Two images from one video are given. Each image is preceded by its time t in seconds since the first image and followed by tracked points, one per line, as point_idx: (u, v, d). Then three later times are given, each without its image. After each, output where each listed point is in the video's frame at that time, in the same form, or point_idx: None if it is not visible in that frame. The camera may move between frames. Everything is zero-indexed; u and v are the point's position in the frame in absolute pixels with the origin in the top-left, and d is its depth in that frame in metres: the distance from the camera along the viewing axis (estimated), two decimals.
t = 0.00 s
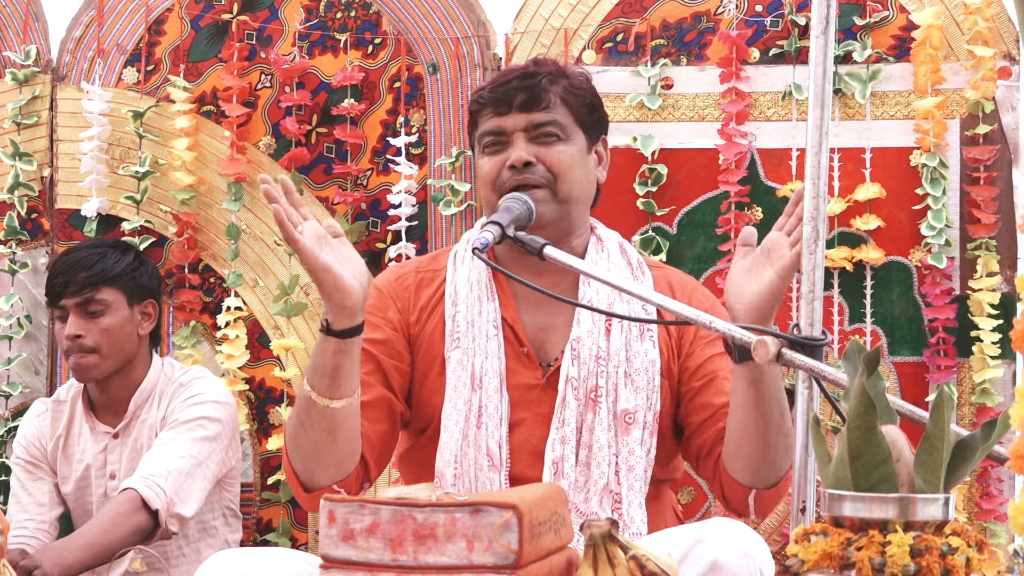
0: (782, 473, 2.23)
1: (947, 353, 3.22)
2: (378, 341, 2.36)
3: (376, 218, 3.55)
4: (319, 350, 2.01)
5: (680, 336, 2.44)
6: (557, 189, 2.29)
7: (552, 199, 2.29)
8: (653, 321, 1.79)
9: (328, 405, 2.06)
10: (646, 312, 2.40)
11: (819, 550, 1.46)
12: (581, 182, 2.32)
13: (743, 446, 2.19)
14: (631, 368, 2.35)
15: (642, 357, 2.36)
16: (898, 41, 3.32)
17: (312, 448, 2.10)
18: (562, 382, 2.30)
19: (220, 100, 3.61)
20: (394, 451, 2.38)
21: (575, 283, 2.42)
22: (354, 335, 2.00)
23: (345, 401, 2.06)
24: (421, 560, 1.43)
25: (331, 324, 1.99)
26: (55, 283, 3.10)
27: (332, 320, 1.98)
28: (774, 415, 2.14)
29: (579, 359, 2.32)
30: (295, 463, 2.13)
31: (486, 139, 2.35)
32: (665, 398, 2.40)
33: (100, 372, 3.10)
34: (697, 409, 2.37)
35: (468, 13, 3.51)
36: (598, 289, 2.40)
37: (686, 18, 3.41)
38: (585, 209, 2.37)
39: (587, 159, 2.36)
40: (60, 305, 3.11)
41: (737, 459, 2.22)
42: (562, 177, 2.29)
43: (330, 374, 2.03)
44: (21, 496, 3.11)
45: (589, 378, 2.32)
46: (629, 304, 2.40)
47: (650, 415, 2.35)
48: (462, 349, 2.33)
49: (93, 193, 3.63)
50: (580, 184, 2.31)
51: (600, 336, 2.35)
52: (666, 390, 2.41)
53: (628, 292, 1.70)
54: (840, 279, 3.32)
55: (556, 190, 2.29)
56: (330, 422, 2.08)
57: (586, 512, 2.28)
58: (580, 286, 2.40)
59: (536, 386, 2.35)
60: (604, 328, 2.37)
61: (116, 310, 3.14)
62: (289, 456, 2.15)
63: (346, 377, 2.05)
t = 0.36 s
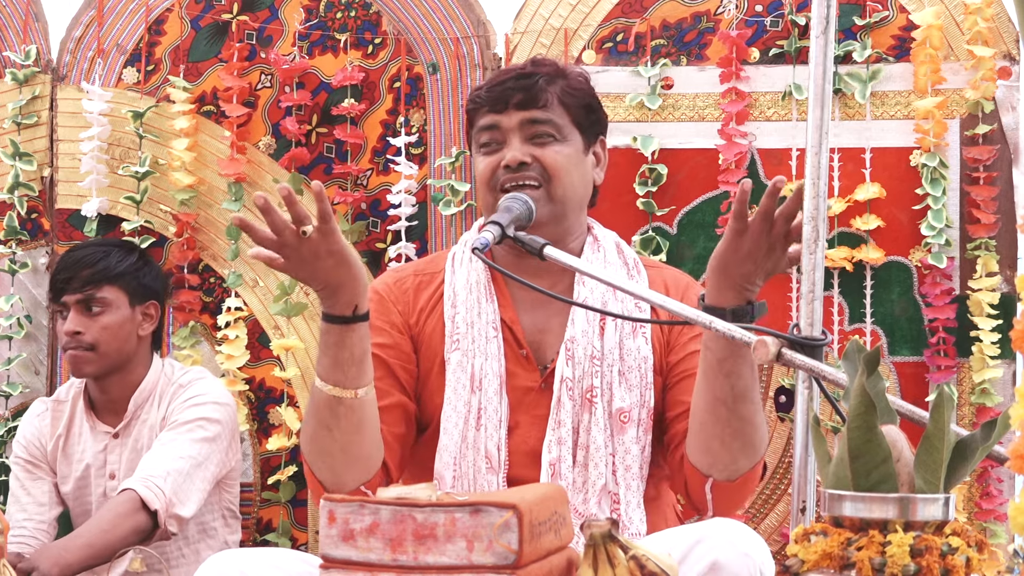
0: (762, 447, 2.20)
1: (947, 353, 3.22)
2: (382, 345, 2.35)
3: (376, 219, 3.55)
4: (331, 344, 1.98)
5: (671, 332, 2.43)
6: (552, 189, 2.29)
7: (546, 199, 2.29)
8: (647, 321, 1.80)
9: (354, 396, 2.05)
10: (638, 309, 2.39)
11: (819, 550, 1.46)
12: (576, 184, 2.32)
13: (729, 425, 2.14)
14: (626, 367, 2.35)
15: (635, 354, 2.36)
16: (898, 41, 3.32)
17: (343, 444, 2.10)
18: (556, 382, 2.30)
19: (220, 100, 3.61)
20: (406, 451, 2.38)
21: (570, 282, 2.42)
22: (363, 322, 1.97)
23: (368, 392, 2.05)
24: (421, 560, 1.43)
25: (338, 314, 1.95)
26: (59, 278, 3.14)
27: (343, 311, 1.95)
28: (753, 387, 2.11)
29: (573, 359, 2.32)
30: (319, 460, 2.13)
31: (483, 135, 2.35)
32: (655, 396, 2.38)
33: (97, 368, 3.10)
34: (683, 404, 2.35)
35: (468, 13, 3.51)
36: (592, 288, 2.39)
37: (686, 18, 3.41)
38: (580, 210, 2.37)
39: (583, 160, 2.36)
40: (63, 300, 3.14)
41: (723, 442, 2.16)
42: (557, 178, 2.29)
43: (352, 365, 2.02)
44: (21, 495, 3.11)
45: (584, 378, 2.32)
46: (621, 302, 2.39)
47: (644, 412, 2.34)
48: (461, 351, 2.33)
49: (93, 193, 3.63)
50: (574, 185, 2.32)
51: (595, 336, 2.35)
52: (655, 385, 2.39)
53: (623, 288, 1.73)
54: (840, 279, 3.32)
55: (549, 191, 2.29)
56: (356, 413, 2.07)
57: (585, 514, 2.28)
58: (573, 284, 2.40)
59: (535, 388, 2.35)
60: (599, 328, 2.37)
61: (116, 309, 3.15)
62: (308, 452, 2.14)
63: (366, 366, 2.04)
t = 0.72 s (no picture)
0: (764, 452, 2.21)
1: (947, 353, 3.22)
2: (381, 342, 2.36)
3: (376, 219, 3.55)
4: (330, 347, 1.98)
5: (672, 333, 2.43)
6: (546, 192, 2.29)
7: (540, 202, 2.29)
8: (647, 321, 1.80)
9: (350, 399, 2.06)
10: (640, 310, 2.38)
11: (819, 550, 1.46)
12: (573, 187, 2.32)
13: (730, 431, 2.14)
14: (625, 368, 2.35)
15: (635, 355, 2.36)
16: (898, 41, 3.32)
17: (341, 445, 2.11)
18: (556, 384, 2.30)
19: (220, 100, 3.61)
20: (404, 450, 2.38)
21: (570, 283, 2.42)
22: (360, 326, 1.97)
23: (365, 394, 2.06)
24: (421, 560, 1.43)
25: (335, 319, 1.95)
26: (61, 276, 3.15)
27: (338, 314, 1.95)
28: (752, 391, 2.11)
29: (573, 360, 2.32)
30: (318, 463, 2.13)
31: (481, 136, 2.36)
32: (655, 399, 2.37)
33: (95, 365, 3.10)
34: (684, 407, 2.35)
35: (468, 13, 3.51)
36: (592, 289, 2.39)
37: (686, 18, 3.41)
38: (578, 212, 2.37)
39: (581, 163, 2.35)
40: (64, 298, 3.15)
41: (724, 448, 2.16)
42: (551, 183, 2.29)
43: (350, 368, 2.02)
44: (21, 495, 3.10)
45: (584, 380, 2.32)
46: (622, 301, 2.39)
47: (644, 414, 2.35)
48: (460, 351, 2.33)
49: (93, 193, 3.63)
50: (570, 189, 2.31)
51: (595, 337, 2.35)
52: (655, 387, 2.39)
53: (623, 288, 1.72)
54: (840, 279, 3.32)
55: (543, 195, 2.29)
56: (354, 415, 2.07)
57: (586, 516, 2.28)
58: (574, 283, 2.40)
59: (534, 388, 2.34)
60: (599, 329, 2.36)
61: (116, 308, 3.15)
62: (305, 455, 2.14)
63: (363, 368, 2.04)
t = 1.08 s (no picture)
0: (743, 468, 2.19)
1: (947, 353, 3.22)
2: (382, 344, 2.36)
3: (376, 218, 3.55)
4: (347, 369, 1.98)
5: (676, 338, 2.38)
6: (561, 191, 2.29)
7: (553, 201, 2.29)
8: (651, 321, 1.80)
9: (356, 425, 2.05)
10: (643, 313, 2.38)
11: (819, 550, 1.46)
12: (585, 184, 2.32)
13: (698, 468, 2.13)
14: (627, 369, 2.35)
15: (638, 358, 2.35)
16: (898, 41, 3.32)
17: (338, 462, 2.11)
18: (558, 383, 2.30)
19: (220, 100, 3.61)
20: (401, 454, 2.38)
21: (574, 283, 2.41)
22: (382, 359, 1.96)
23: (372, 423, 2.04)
24: (421, 560, 1.43)
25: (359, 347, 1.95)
26: (64, 275, 3.16)
27: (359, 338, 1.94)
28: (702, 423, 2.10)
29: (576, 360, 2.32)
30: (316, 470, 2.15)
31: (491, 134, 2.35)
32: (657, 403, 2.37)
33: (96, 365, 3.11)
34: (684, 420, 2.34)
35: (468, 13, 3.51)
36: (597, 289, 2.39)
37: (686, 18, 3.41)
38: (589, 210, 2.37)
39: (591, 160, 2.35)
40: (65, 298, 3.16)
41: (702, 483, 2.15)
42: (566, 179, 2.29)
43: (360, 395, 2.01)
44: (22, 494, 3.10)
45: (586, 380, 2.32)
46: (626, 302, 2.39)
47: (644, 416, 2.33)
48: (459, 349, 2.33)
49: (93, 193, 3.63)
50: (583, 186, 2.31)
51: (598, 337, 2.35)
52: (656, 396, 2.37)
53: (624, 287, 1.74)
54: (840, 279, 3.32)
55: (557, 192, 2.29)
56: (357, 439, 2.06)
57: (585, 516, 2.28)
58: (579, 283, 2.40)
59: (533, 387, 2.34)
60: (602, 329, 2.36)
61: (118, 308, 3.16)
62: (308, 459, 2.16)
63: (374, 398, 2.02)
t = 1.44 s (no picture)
0: (669, 446, 2.11)
1: (947, 353, 3.22)
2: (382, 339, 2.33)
3: (376, 219, 3.55)
4: (380, 395, 2.05)
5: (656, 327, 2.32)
6: (550, 193, 2.23)
7: (546, 204, 2.24)
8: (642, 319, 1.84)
9: (377, 449, 2.08)
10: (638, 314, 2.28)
11: (819, 550, 1.46)
12: (579, 188, 2.26)
13: (614, 459, 2.06)
14: (620, 371, 2.24)
15: (630, 359, 2.25)
16: (898, 41, 3.32)
17: (350, 481, 2.11)
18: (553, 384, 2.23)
19: (220, 100, 3.61)
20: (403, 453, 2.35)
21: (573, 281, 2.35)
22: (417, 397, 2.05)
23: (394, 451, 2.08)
24: (421, 560, 1.43)
25: (394, 381, 2.04)
26: (62, 276, 3.16)
27: (399, 369, 2.04)
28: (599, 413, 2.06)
29: (571, 360, 2.24)
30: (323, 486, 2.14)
31: (491, 138, 2.32)
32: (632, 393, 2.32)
33: (94, 365, 3.10)
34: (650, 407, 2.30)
35: (468, 13, 3.51)
36: (594, 290, 2.31)
37: (686, 18, 3.41)
38: (587, 213, 2.31)
39: (589, 163, 2.30)
40: (64, 297, 3.16)
41: (627, 475, 2.07)
42: (558, 183, 2.23)
43: (387, 421, 2.06)
44: (23, 494, 3.11)
45: (581, 382, 2.24)
46: (624, 302, 2.30)
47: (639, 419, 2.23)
48: (460, 349, 2.30)
49: (93, 193, 3.63)
50: (578, 189, 2.25)
51: (593, 339, 2.26)
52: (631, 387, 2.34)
53: (626, 290, 1.75)
54: (840, 279, 3.32)
55: (548, 196, 2.24)
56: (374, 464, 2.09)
57: (583, 518, 2.21)
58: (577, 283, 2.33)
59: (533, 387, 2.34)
60: (598, 331, 2.27)
61: (115, 307, 3.15)
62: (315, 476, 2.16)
63: (402, 429, 2.07)
